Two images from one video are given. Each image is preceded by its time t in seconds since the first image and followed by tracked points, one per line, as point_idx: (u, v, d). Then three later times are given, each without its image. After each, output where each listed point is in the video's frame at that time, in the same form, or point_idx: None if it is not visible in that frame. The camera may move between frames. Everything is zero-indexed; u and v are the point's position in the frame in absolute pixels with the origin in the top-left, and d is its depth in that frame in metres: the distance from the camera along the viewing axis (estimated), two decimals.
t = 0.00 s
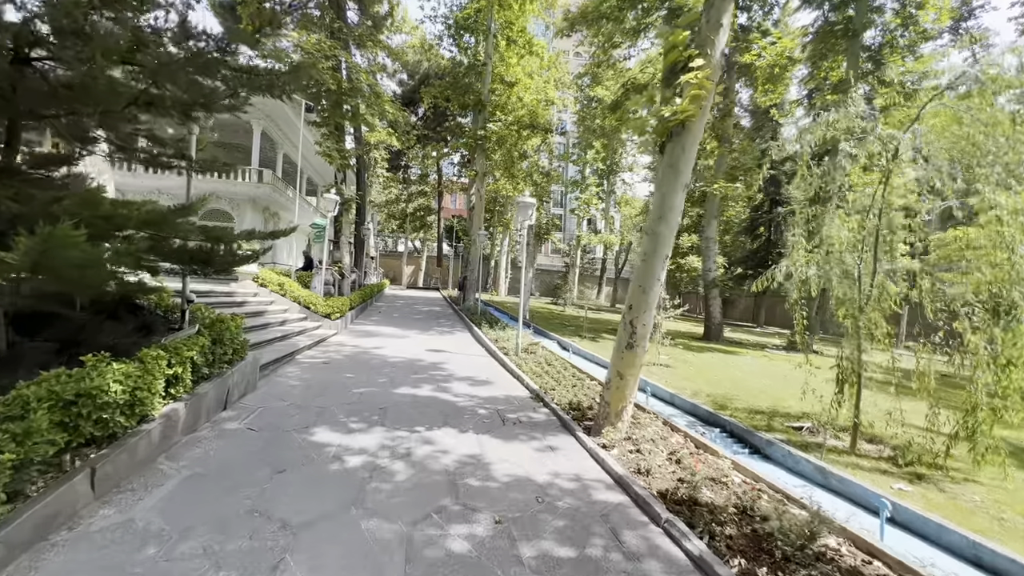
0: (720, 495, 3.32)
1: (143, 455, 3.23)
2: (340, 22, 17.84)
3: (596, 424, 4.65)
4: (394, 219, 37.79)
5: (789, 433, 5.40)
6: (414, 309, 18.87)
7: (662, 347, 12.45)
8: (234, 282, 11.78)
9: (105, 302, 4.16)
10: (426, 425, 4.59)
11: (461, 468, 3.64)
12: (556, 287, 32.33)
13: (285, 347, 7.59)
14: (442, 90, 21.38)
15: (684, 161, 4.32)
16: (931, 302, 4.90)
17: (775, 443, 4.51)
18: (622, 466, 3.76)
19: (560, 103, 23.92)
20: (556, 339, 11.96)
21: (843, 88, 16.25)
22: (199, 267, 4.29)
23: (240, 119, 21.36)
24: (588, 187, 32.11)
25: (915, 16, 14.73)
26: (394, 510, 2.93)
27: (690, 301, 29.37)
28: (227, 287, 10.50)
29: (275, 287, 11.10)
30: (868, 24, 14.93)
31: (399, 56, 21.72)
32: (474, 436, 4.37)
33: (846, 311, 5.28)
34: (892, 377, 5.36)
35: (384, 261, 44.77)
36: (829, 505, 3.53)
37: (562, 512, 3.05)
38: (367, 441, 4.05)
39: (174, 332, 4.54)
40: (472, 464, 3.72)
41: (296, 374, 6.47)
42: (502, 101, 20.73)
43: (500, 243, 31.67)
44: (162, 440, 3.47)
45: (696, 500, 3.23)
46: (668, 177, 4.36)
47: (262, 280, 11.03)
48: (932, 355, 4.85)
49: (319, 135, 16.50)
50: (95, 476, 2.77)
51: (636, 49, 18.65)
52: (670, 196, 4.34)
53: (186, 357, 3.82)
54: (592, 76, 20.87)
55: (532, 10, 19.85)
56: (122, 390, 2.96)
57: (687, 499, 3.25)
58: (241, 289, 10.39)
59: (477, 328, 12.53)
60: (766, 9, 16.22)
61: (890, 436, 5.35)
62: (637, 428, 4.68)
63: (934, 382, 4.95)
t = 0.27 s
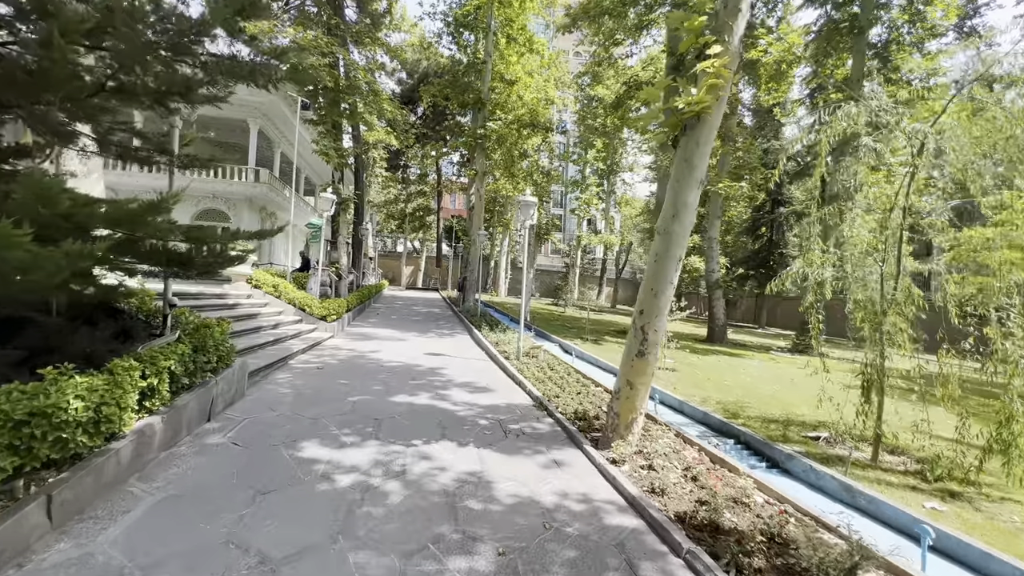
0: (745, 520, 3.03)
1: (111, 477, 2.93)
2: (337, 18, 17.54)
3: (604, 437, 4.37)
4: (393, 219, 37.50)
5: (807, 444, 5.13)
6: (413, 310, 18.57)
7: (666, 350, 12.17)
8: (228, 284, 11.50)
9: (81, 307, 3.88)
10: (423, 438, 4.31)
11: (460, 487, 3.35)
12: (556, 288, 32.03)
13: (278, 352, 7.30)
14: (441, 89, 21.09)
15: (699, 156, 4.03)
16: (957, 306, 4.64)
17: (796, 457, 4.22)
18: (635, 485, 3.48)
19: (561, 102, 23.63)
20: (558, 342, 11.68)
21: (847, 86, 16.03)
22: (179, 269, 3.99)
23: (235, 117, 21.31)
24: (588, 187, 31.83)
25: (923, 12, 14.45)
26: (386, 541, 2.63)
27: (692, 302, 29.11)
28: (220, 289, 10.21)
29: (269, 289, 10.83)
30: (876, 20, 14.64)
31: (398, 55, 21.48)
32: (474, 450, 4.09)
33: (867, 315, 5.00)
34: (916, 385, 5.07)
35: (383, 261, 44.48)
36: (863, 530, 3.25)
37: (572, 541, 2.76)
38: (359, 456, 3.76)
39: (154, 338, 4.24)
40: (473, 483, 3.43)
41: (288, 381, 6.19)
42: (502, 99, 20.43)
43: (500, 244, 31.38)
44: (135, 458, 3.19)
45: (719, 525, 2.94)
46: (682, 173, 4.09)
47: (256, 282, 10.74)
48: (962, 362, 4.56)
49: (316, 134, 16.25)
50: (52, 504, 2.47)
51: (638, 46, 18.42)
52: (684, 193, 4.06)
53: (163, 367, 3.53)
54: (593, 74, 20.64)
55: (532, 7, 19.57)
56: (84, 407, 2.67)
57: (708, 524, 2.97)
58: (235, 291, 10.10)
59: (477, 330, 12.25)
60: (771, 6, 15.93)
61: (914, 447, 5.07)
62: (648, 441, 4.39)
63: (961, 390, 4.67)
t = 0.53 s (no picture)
0: (779, 542, 2.75)
1: (78, 495, 2.64)
2: (336, 13, 17.25)
3: (617, 446, 4.09)
4: (392, 218, 37.21)
5: (829, 452, 4.86)
6: (413, 311, 18.28)
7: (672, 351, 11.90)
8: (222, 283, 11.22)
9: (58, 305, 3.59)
10: (424, 446, 4.02)
11: (465, 504, 3.07)
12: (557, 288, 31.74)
13: (272, 353, 7.00)
14: (441, 86, 20.81)
15: (720, 144, 3.76)
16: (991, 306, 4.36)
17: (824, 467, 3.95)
18: (654, 501, 3.19)
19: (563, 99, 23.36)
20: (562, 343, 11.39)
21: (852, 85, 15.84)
22: (159, 266, 3.71)
23: (233, 115, 21.13)
24: (589, 186, 31.56)
25: (932, 6, 14.19)
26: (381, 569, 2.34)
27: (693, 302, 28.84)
28: (214, 288, 9.92)
29: (264, 288, 10.56)
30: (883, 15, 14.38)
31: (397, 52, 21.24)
32: (478, 460, 3.80)
33: (894, 316, 4.72)
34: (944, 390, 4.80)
35: (382, 261, 44.17)
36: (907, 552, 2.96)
37: (589, 568, 2.47)
38: (354, 469, 3.47)
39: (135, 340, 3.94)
40: (478, 499, 3.14)
41: (282, 384, 5.90)
42: (503, 96, 20.15)
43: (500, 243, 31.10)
44: (107, 473, 2.89)
45: (751, 549, 2.66)
46: (701, 163, 3.81)
47: (251, 281, 10.47)
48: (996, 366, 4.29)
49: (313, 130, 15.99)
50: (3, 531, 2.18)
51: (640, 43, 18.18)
52: (703, 184, 3.79)
53: (141, 372, 3.24)
54: (595, 71, 20.38)
55: (533, 3, 19.30)
56: (40, 419, 2.39)
57: (740, 547, 2.68)
58: (229, 291, 9.81)
59: (478, 331, 11.97)
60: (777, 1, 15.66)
61: (942, 455, 4.80)
62: (665, 450, 4.11)
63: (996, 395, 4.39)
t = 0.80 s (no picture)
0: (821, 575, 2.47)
1: (35, 524, 2.35)
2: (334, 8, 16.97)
3: (631, 460, 3.81)
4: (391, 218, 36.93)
5: (854, 464, 4.58)
6: (412, 311, 17.98)
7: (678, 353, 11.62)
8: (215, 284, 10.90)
9: (31, 310, 3.29)
10: (423, 461, 3.74)
11: (468, 530, 2.78)
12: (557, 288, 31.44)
13: (265, 358, 6.71)
14: (440, 83, 20.53)
15: (743, 134, 3.48)
16: None
17: (853, 484, 3.69)
18: (677, 525, 2.91)
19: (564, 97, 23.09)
20: (564, 345, 11.08)
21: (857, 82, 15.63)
22: (136, 267, 3.41)
23: (230, 113, 20.86)
24: (590, 185, 31.30)
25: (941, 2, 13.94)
26: None
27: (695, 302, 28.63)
28: (206, 289, 9.61)
29: (258, 289, 10.21)
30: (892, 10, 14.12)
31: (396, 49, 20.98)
32: (482, 477, 3.52)
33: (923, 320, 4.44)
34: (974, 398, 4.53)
35: (381, 261, 43.89)
36: None
37: None
38: (347, 488, 3.19)
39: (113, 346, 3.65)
40: (482, 523, 2.86)
41: (273, 390, 5.61)
42: (503, 94, 19.89)
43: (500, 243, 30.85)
44: (71, 497, 2.60)
45: None
46: (723, 154, 3.52)
47: (245, 281, 10.11)
48: None
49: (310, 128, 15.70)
50: None
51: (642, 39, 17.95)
52: (726, 177, 3.51)
53: (114, 383, 2.95)
54: (596, 69, 20.17)
55: None
56: None
57: None
58: (221, 292, 9.49)
59: (479, 332, 11.70)
60: None
61: (973, 467, 4.53)
62: (682, 464, 3.83)
63: None
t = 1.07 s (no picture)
0: None
1: None
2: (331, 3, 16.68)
3: (644, 473, 3.53)
4: (390, 217, 36.64)
5: (880, 474, 4.29)
6: (411, 311, 17.69)
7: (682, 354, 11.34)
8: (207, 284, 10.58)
9: None
10: (419, 474, 3.44)
11: (468, 556, 2.49)
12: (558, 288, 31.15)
13: (255, 360, 6.40)
14: (439, 80, 20.23)
15: (769, 119, 3.19)
16: None
17: (885, 499, 3.42)
18: (700, 551, 2.63)
19: (564, 94, 22.79)
20: (567, 346, 10.79)
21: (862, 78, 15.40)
22: (107, 264, 3.15)
23: (226, 110, 20.56)
24: (590, 184, 31.01)
25: None
26: None
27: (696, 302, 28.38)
28: (197, 289, 9.29)
29: (252, 288, 9.88)
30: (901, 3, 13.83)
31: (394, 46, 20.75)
32: (482, 493, 3.22)
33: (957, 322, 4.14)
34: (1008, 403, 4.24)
35: (380, 260, 43.58)
36: None
37: None
38: (334, 508, 2.89)
39: (83, 349, 3.33)
40: (484, 548, 2.57)
41: (262, 395, 5.32)
42: (503, 91, 19.63)
43: (500, 242, 30.56)
44: (19, 522, 2.31)
45: None
46: (746, 141, 3.23)
47: (237, 280, 9.78)
48: None
49: (306, 125, 15.40)
50: None
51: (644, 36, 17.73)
52: (749, 166, 3.22)
53: (75, 390, 2.65)
54: (597, 66, 19.92)
55: None
56: None
57: None
58: (213, 292, 9.18)
59: (478, 333, 11.42)
60: None
61: (1007, 479, 4.24)
62: (699, 477, 3.55)
63: None
